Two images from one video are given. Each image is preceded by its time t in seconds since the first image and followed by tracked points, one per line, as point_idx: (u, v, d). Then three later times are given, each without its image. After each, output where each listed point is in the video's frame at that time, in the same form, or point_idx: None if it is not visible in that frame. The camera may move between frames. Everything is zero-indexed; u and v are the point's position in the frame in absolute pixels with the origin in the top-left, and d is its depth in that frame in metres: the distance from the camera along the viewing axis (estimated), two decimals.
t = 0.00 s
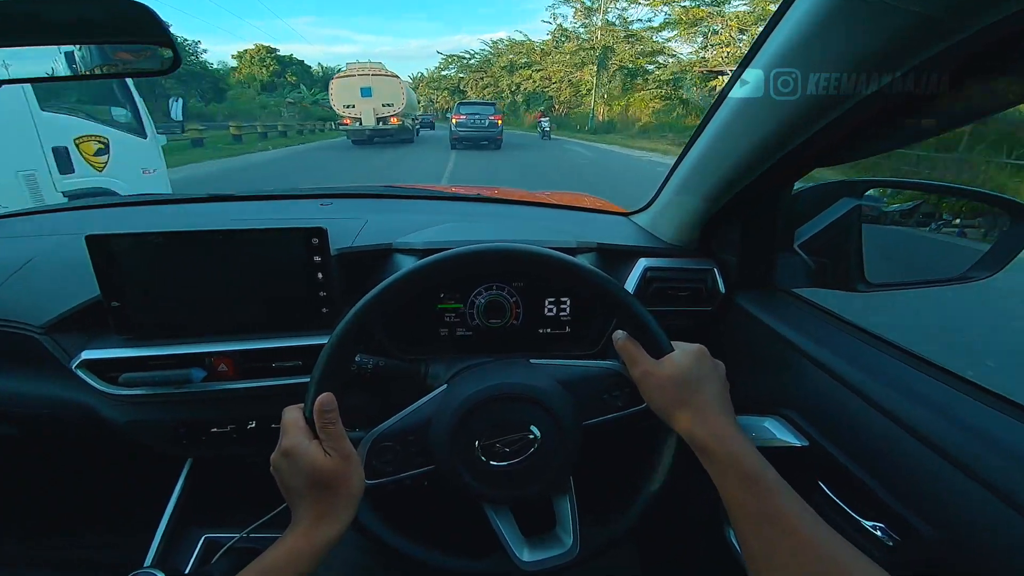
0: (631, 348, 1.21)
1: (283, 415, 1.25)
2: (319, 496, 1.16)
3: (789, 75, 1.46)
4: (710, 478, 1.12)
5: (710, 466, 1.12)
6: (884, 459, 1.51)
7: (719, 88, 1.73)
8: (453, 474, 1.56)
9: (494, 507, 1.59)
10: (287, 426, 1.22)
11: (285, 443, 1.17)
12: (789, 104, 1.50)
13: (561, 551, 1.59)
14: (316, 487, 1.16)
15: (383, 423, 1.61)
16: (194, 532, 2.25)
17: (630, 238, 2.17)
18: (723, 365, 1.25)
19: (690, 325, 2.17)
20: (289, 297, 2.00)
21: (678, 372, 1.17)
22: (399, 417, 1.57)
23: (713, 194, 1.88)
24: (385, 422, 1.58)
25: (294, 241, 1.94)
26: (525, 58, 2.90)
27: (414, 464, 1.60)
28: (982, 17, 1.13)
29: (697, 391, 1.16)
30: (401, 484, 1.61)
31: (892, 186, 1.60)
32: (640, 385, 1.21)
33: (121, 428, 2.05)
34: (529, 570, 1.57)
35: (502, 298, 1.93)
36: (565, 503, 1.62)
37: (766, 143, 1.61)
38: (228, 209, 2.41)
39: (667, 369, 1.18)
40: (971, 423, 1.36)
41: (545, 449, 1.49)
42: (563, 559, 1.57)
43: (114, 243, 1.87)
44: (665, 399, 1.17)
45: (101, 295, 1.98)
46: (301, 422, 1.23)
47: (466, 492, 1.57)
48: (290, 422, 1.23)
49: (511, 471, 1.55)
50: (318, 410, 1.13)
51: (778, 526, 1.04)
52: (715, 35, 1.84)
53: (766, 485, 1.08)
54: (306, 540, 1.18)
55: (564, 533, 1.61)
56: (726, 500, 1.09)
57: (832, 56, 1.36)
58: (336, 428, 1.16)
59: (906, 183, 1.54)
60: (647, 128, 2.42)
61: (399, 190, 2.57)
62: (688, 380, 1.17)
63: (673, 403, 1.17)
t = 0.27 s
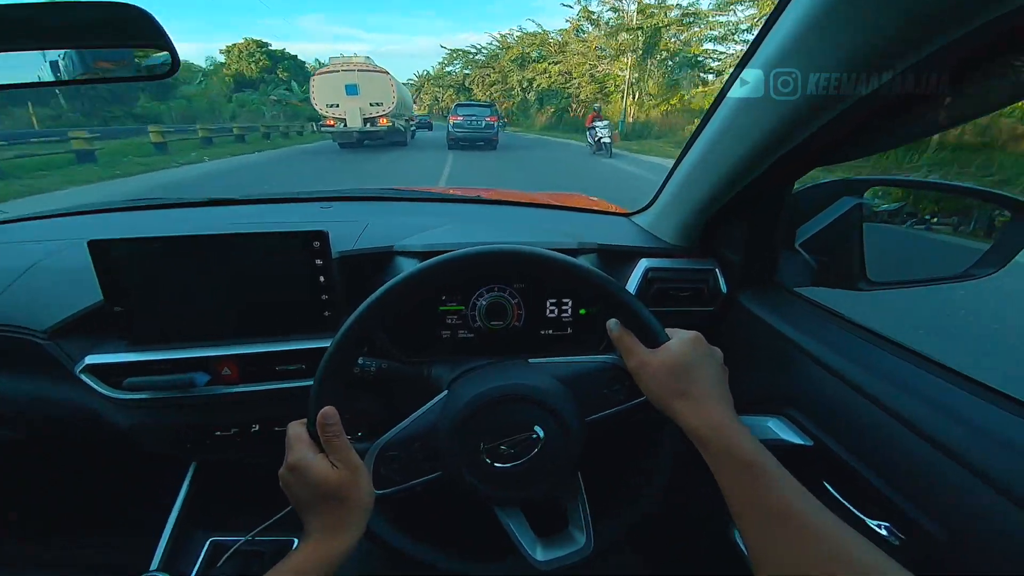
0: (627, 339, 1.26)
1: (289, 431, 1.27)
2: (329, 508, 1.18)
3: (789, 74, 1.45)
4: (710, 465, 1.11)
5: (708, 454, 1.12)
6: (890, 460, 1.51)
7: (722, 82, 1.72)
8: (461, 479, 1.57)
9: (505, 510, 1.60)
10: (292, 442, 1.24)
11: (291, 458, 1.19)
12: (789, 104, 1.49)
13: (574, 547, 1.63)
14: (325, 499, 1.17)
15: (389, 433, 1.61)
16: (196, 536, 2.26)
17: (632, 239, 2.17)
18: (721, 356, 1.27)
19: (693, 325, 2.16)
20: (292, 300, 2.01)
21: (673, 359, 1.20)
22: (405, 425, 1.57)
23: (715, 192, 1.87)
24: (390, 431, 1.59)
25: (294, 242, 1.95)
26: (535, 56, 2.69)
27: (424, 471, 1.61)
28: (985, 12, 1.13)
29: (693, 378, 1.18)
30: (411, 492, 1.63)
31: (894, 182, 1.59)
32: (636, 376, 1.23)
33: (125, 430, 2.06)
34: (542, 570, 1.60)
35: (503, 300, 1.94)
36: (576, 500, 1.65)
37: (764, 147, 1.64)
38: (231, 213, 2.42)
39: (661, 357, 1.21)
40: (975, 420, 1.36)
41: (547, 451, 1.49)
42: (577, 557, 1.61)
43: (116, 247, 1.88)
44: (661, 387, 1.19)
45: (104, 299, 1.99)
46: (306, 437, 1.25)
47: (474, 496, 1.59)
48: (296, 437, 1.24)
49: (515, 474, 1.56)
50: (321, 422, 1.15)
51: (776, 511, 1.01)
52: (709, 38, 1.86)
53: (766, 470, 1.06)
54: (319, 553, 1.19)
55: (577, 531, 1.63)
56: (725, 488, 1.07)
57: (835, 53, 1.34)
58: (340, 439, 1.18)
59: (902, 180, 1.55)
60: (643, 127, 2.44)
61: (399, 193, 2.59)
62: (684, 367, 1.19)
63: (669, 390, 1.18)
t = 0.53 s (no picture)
0: (610, 337, 1.29)
1: (276, 440, 1.26)
2: (317, 517, 1.18)
3: (789, 74, 1.46)
4: (699, 453, 1.11)
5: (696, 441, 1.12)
6: (875, 471, 1.53)
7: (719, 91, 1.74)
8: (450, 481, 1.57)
9: (495, 512, 1.61)
10: (280, 450, 1.23)
11: (279, 468, 1.18)
12: (789, 104, 1.50)
13: (568, 546, 1.62)
14: (314, 508, 1.17)
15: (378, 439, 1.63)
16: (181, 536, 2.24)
17: (625, 246, 2.19)
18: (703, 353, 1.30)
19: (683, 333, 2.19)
20: (284, 299, 2.01)
21: (656, 352, 1.23)
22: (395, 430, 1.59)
23: (709, 200, 1.90)
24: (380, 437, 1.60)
25: (287, 242, 1.95)
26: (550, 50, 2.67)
27: (412, 476, 1.61)
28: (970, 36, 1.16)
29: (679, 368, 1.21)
30: (400, 497, 1.63)
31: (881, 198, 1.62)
32: (621, 371, 1.26)
33: (112, 426, 2.05)
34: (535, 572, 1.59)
35: (496, 304, 1.95)
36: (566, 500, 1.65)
37: (756, 159, 1.67)
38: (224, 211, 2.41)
39: (644, 351, 1.25)
40: (954, 434, 1.40)
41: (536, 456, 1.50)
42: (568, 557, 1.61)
43: (106, 243, 1.87)
44: (647, 379, 1.22)
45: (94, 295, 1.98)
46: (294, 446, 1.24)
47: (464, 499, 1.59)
48: (283, 445, 1.23)
49: (506, 478, 1.57)
50: (308, 435, 1.14)
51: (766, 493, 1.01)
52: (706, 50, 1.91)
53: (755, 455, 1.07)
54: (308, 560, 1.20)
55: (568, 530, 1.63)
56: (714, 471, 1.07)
57: (834, 55, 1.34)
58: (328, 451, 1.16)
59: (889, 198, 1.59)
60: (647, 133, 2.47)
61: (396, 194, 2.60)
62: (667, 358, 1.22)
63: (655, 383, 1.20)
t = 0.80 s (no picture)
0: (612, 339, 1.29)
1: (274, 431, 1.25)
2: (315, 509, 1.17)
3: (789, 75, 1.46)
4: (693, 459, 1.13)
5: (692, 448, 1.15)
6: (874, 468, 1.53)
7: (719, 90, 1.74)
8: (446, 478, 1.57)
9: (491, 510, 1.61)
10: (277, 442, 1.22)
11: (277, 459, 1.17)
12: (789, 104, 1.50)
13: (561, 548, 1.60)
14: (311, 501, 1.17)
15: (374, 435, 1.63)
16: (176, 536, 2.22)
17: (623, 245, 2.19)
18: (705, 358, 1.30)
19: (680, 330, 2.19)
20: (281, 297, 2.00)
21: (658, 359, 1.23)
22: (392, 426, 1.59)
23: (708, 198, 1.91)
24: (377, 432, 1.60)
25: (285, 240, 1.94)
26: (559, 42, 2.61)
27: (409, 473, 1.61)
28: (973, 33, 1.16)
29: (679, 377, 1.21)
30: (396, 493, 1.63)
31: (878, 197, 1.63)
32: (622, 375, 1.26)
33: (107, 425, 2.03)
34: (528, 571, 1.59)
35: (495, 302, 1.95)
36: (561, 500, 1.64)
37: (755, 158, 1.68)
38: (220, 209, 2.40)
39: (646, 357, 1.25)
40: (952, 431, 1.40)
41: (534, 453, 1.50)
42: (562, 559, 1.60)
43: (102, 240, 1.85)
44: (647, 385, 1.22)
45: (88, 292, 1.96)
46: (292, 437, 1.23)
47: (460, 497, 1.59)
48: (280, 436, 1.23)
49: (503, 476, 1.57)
50: (307, 425, 1.13)
51: (755, 499, 1.04)
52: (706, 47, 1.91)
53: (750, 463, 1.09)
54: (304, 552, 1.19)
55: (562, 532, 1.61)
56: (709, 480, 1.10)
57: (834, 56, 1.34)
58: (327, 442, 1.16)
59: (886, 196, 1.60)
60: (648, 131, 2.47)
61: (395, 192, 2.59)
62: (669, 366, 1.22)
63: (654, 389, 1.21)
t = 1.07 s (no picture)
0: (614, 342, 1.27)
1: (274, 432, 1.25)
2: (317, 509, 1.17)
3: (789, 74, 1.46)
4: (696, 461, 1.13)
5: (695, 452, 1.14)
6: (876, 469, 1.53)
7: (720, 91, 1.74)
8: (447, 481, 1.57)
9: (493, 513, 1.60)
10: (278, 443, 1.22)
11: (279, 460, 1.18)
12: (789, 104, 1.51)
13: (561, 550, 1.60)
14: (313, 501, 1.17)
15: (375, 437, 1.63)
16: (177, 538, 2.22)
17: (624, 246, 2.20)
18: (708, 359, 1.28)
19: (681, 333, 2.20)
20: (283, 299, 2.00)
21: (660, 363, 1.21)
22: (393, 428, 1.59)
23: (708, 199, 1.91)
24: (378, 434, 1.60)
25: (287, 242, 1.95)
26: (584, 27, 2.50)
27: (411, 474, 1.61)
28: (972, 32, 1.17)
29: (681, 380, 1.19)
30: (397, 494, 1.63)
31: (878, 198, 1.62)
32: (624, 378, 1.24)
33: (109, 427, 2.04)
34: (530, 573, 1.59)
35: (496, 304, 1.95)
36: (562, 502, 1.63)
37: (755, 159, 1.68)
38: (223, 212, 2.41)
39: (648, 360, 1.22)
40: (954, 431, 1.40)
41: (535, 454, 1.50)
42: (563, 562, 1.59)
43: (105, 243, 1.86)
44: (649, 389, 1.21)
45: (91, 295, 1.97)
46: (294, 439, 1.23)
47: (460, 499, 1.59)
48: (282, 438, 1.23)
49: (505, 477, 1.57)
50: (310, 427, 1.13)
51: (762, 507, 1.04)
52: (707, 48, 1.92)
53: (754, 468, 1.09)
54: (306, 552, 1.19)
55: (563, 534, 1.61)
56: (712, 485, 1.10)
57: (832, 57, 1.36)
58: (329, 444, 1.16)
59: (885, 197, 1.59)
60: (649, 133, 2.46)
61: (396, 194, 2.59)
62: (671, 369, 1.20)
63: (656, 393, 1.20)
